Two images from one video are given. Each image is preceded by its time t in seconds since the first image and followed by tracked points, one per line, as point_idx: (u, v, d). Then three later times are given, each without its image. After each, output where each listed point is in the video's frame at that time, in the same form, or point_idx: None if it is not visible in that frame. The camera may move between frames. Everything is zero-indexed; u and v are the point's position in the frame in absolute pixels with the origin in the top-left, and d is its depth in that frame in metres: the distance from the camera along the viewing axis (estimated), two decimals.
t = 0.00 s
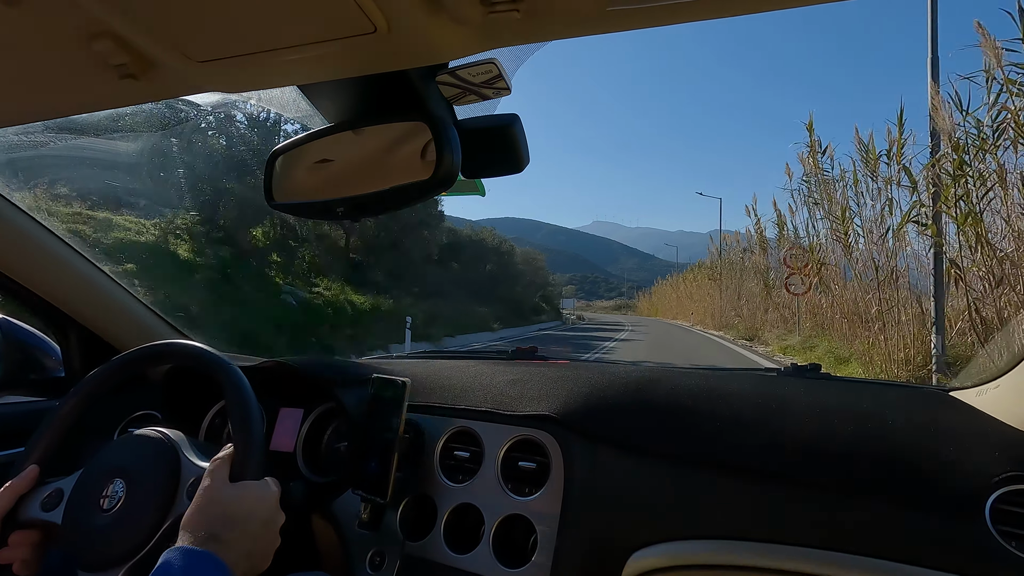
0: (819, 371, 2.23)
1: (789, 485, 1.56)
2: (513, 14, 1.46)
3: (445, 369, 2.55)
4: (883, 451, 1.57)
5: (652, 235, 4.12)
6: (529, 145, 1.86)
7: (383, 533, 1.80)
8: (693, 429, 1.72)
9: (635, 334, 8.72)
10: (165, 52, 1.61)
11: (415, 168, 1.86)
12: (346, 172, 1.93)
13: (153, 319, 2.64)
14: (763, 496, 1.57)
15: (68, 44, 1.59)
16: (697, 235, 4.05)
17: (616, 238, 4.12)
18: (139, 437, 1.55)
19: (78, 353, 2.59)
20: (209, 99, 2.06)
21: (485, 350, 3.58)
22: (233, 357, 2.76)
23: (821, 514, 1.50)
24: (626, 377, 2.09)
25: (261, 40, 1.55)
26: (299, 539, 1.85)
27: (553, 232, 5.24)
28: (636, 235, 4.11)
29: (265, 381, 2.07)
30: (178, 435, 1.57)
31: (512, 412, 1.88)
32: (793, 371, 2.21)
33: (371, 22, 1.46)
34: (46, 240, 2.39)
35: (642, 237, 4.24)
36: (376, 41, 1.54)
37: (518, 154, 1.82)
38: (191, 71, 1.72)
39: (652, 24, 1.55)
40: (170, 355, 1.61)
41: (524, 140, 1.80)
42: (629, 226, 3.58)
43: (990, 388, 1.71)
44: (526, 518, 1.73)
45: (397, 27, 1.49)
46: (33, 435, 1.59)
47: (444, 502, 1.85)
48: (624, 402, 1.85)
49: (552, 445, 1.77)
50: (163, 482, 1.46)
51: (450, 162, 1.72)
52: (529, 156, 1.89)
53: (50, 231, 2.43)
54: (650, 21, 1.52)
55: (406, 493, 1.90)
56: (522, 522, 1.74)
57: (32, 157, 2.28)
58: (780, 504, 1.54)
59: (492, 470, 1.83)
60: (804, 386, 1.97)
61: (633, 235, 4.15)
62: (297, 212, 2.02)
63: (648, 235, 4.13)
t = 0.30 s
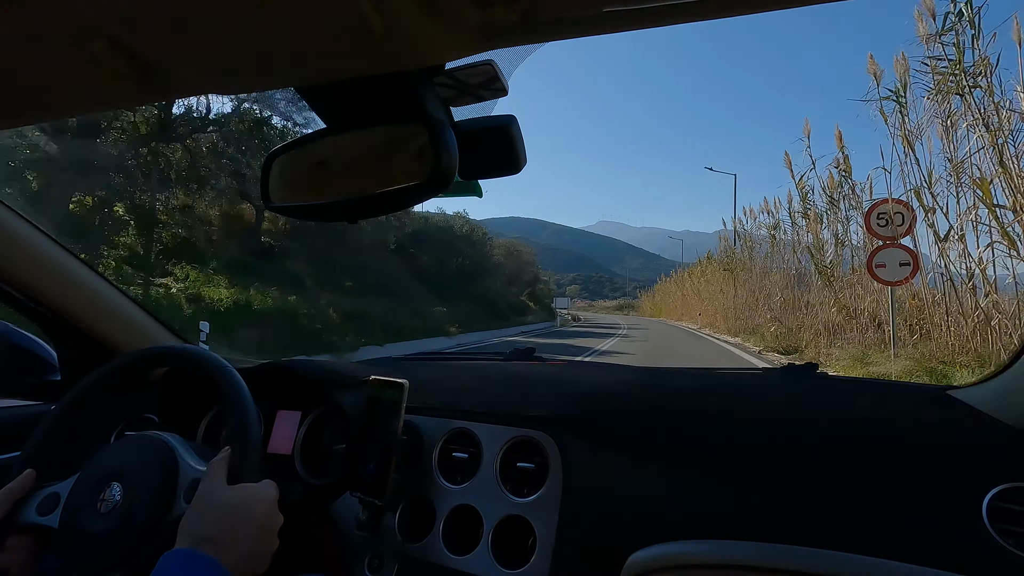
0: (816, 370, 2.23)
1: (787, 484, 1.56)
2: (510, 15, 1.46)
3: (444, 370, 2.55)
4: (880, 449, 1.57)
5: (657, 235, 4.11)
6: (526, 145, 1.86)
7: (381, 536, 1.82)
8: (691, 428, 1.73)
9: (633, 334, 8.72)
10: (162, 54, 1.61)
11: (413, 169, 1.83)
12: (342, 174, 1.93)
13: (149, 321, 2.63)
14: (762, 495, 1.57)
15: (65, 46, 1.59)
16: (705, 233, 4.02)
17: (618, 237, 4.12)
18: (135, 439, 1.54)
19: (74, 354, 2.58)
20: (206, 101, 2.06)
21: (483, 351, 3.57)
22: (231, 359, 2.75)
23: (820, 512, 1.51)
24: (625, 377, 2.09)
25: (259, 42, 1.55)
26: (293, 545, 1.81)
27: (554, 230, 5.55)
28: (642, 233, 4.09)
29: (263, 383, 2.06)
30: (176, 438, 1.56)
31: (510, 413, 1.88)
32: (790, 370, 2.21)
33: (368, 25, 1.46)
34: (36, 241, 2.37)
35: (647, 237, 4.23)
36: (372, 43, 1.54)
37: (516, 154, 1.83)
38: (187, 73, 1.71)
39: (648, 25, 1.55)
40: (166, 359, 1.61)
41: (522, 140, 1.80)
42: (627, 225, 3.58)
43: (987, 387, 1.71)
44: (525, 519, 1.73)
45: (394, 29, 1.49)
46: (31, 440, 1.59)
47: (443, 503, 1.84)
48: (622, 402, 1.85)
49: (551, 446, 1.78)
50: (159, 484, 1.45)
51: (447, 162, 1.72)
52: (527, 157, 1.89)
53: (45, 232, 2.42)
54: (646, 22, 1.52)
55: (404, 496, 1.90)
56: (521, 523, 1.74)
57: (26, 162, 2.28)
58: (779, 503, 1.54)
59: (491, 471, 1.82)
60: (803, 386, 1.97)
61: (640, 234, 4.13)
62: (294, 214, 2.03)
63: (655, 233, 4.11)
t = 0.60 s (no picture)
0: (813, 371, 2.24)
1: (784, 485, 1.57)
2: (508, 14, 1.46)
3: (440, 370, 2.54)
4: (876, 449, 1.58)
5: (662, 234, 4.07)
6: (524, 145, 1.85)
7: (377, 535, 1.82)
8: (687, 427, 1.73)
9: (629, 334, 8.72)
10: (159, 52, 1.60)
11: (410, 169, 1.83)
12: (338, 172, 1.91)
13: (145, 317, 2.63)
14: (759, 495, 1.58)
15: (61, 43, 1.58)
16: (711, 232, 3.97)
17: (619, 236, 4.10)
18: (131, 437, 1.54)
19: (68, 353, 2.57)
20: (203, 98, 2.05)
21: (479, 351, 3.55)
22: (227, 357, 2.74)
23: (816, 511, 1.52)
24: (621, 377, 2.09)
25: (257, 40, 1.54)
26: (292, 537, 1.83)
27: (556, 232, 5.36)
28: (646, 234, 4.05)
29: (259, 383, 2.06)
30: (171, 436, 1.56)
31: (506, 413, 1.88)
32: (786, 371, 2.22)
33: (366, 22, 1.45)
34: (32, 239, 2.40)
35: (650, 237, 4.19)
36: (370, 40, 1.54)
37: (514, 155, 1.82)
38: (185, 70, 1.71)
39: (646, 25, 1.55)
40: (163, 356, 1.61)
41: (519, 140, 1.80)
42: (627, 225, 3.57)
43: (982, 388, 1.70)
44: (521, 519, 1.73)
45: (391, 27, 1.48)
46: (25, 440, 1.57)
47: (440, 503, 1.84)
48: (618, 402, 1.85)
49: (547, 445, 1.76)
50: (154, 485, 1.45)
51: (446, 161, 1.72)
52: (525, 157, 1.89)
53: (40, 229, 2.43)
54: (644, 21, 1.52)
55: (400, 495, 1.89)
56: (517, 522, 1.73)
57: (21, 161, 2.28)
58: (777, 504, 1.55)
59: (487, 471, 1.82)
60: (799, 386, 1.97)
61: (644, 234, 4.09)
62: (290, 212, 2.02)
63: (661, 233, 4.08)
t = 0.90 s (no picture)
0: (808, 372, 2.24)
1: (780, 486, 1.57)
2: (507, 13, 1.46)
3: (437, 369, 2.54)
4: (868, 450, 1.58)
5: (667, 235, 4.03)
6: (522, 145, 1.85)
7: (373, 533, 1.83)
8: (683, 428, 1.73)
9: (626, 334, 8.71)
10: (157, 48, 1.60)
11: (408, 167, 1.83)
12: (336, 171, 1.91)
13: (139, 314, 2.60)
14: (753, 496, 1.58)
15: (59, 38, 1.57)
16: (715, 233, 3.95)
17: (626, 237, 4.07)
18: (126, 435, 1.53)
19: (64, 348, 2.56)
20: (201, 95, 2.04)
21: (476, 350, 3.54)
22: (222, 355, 2.73)
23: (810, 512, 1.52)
24: (617, 377, 2.09)
25: (256, 36, 1.54)
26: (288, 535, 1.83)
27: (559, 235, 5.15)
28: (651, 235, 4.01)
29: (256, 381, 2.06)
30: (166, 433, 1.55)
31: (502, 412, 1.88)
32: (782, 372, 2.22)
33: (365, 19, 1.45)
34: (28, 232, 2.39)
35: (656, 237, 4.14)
36: (369, 38, 1.54)
37: (511, 154, 1.82)
38: (182, 67, 1.70)
39: (645, 25, 1.55)
40: (159, 354, 1.60)
41: (517, 140, 1.80)
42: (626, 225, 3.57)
43: (976, 392, 1.71)
44: (517, 519, 1.73)
45: (389, 25, 1.48)
46: (18, 436, 1.57)
47: (436, 502, 1.84)
48: (614, 402, 1.85)
49: (543, 444, 1.76)
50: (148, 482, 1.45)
51: (443, 161, 1.71)
52: (523, 156, 1.88)
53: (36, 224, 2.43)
54: (643, 21, 1.52)
55: (396, 494, 1.89)
56: (513, 523, 1.73)
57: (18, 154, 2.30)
58: (772, 505, 1.56)
59: (483, 470, 1.82)
60: (794, 388, 1.97)
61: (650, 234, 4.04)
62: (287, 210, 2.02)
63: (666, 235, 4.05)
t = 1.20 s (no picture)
0: (805, 375, 2.25)
1: (776, 488, 1.57)
2: (508, 14, 1.46)
3: (435, 368, 2.54)
4: (863, 451, 1.59)
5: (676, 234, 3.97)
6: (522, 145, 1.85)
7: (369, 533, 1.82)
8: (679, 429, 1.74)
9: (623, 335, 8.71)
10: (156, 45, 1.59)
11: (407, 166, 1.83)
12: (336, 170, 1.91)
13: (136, 311, 2.60)
14: (749, 498, 1.58)
15: (58, 34, 1.57)
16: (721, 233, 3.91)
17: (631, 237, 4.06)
18: (121, 431, 1.53)
19: (61, 345, 2.55)
20: (200, 93, 2.04)
21: (474, 350, 3.53)
22: (220, 353, 2.72)
23: (805, 514, 1.53)
24: (615, 378, 2.09)
25: (256, 34, 1.54)
26: (284, 535, 1.82)
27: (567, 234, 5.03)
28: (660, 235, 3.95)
29: (253, 379, 2.06)
30: (162, 430, 1.55)
31: (500, 412, 1.88)
32: (779, 375, 2.23)
33: (365, 18, 1.45)
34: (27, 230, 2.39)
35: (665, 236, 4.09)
36: (369, 37, 1.54)
37: (511, 154, 1.82)
38: (182, 64, 1.70)
39: (645, 27, 1.55)
40: (156, 351, 1.60)
41: (517, 140, 1.80)
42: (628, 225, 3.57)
43: (973, 396, 1.71)
44: (514, 519, 1.73)
45: (390, 24, 1.48)
46: (13, 435, 1.55)
47: (433, 502, 1.84)
48: (612, 403, 1.85)
49: (541, 444, 1.77)
50: (145, 478, 1.44)
51: (442, 160, 1.70)
52: (522, 157, 1.89)
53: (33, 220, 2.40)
54: (644, 23, 1.52)
55: (393, 493, 1.89)
56: (510, 523, 1.74)
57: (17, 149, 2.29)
58: (768, 507, 1.56)
59: (480, 470, 1.82)
60: (791, 390, 1.98)
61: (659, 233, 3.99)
62: (286, 208, 2.02)
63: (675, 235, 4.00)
